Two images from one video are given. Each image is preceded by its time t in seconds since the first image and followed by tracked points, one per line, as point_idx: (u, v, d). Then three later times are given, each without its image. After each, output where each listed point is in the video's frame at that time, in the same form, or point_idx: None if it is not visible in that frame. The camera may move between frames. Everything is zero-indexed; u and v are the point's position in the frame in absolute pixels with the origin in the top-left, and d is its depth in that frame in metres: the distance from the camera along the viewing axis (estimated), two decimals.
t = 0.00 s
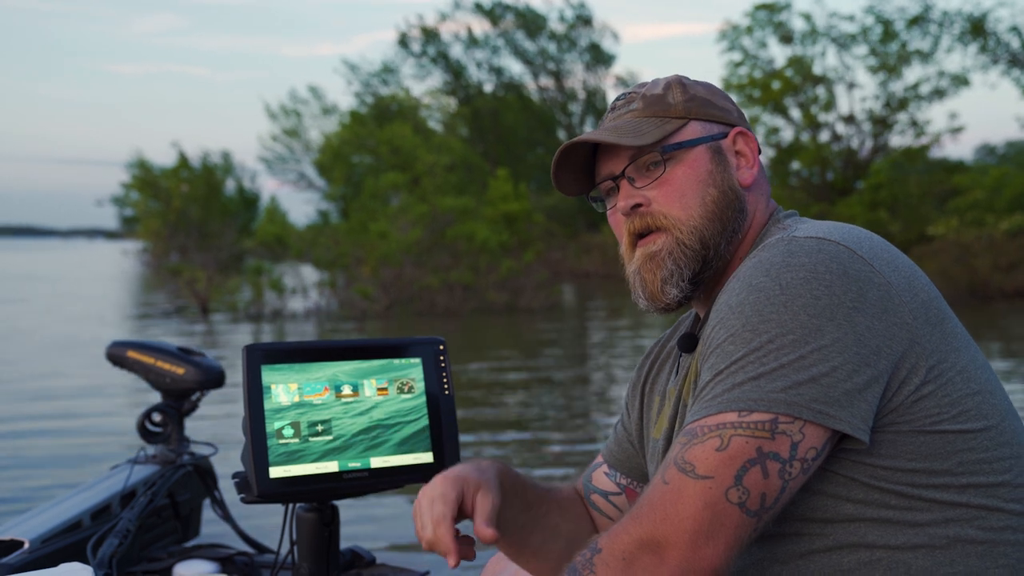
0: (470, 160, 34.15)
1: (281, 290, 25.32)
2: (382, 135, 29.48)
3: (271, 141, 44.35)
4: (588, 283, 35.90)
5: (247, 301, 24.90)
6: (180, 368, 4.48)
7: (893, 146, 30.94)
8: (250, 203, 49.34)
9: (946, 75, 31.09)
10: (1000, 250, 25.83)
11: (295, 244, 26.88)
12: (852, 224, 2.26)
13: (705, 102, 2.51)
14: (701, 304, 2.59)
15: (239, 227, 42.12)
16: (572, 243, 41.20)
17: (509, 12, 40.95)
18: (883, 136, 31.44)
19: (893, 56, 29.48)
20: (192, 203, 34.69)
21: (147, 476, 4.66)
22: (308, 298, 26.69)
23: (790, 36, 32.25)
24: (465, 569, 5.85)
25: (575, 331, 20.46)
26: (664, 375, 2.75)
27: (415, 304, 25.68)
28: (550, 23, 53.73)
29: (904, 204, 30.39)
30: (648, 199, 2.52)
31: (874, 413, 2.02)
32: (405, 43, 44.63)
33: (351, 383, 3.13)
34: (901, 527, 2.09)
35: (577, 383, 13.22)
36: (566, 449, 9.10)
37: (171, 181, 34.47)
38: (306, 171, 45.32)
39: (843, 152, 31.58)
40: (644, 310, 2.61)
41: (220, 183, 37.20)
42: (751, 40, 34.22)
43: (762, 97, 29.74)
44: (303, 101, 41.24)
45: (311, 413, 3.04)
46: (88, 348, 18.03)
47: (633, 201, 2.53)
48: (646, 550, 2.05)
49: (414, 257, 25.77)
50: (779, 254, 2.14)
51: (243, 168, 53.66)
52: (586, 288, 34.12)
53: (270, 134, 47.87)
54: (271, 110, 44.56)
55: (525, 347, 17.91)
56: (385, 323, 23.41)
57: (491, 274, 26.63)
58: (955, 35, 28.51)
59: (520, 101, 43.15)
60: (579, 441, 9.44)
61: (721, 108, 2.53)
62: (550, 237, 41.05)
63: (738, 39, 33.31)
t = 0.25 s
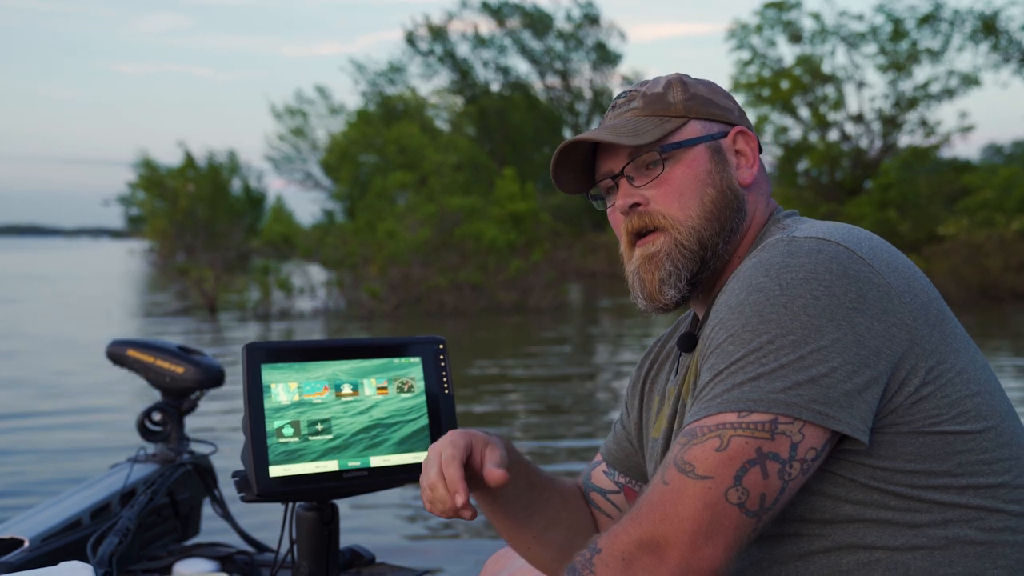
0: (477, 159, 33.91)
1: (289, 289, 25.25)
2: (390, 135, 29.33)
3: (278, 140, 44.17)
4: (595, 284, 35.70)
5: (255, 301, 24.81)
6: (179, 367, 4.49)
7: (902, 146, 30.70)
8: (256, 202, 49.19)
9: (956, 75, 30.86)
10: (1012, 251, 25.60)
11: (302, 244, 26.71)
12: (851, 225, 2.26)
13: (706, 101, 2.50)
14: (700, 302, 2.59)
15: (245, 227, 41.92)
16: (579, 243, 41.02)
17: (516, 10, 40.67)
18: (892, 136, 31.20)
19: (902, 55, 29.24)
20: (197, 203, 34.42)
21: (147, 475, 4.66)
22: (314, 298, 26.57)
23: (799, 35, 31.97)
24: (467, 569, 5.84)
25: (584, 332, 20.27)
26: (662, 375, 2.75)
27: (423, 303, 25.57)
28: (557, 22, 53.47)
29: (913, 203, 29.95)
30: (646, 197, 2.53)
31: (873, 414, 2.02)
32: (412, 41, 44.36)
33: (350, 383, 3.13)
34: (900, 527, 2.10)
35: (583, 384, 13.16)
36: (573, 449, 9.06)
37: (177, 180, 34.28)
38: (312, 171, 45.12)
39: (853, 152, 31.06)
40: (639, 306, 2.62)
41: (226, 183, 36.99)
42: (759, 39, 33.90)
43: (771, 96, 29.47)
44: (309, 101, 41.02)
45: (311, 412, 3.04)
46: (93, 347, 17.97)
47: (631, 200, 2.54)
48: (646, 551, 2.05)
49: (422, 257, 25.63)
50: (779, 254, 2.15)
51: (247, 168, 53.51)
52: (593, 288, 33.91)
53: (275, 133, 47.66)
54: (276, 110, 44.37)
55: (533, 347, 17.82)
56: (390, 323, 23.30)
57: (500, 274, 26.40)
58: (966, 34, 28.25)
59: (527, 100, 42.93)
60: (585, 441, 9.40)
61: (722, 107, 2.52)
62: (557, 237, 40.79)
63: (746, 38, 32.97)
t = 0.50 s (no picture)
0: (485, 159, 33.58)
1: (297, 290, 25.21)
2: (397, 135, 29.16)
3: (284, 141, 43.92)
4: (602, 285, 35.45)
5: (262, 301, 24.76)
6: (175, 369, 4.48)
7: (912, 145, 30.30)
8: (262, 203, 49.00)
9: (966, 74, 30.52)
10: None
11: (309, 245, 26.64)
12: (853, 227, 2.26)
13: (728, 100, 2.49)
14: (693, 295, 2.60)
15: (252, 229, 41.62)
16: (585, 243, 40.80)
17: (522, 10, 40.27)
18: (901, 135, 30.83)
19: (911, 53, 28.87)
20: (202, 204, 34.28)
21: (145, 477, 4.64)
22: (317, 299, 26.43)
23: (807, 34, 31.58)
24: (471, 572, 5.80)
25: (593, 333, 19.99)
26: (663, 374, 2.75)
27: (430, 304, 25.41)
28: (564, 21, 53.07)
29: (923, 204, 29.03)
30: (656, 191, 2.54)
31: (874, 418, 2.02)
32: (418, 41, 43.93)
33: (349, 385, 3.12)
34: (900, 532, 2.09)
35: (589, 385, 13.07)
36: (580, 450, 8.98)
37: (182, 182, 34.03)
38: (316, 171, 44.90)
39: (860, 151, 30.82)
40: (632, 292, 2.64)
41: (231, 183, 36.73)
42: (768, 39, 33.41)
43: (779, 95, 29.14)
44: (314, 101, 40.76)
45: (310, 415, 3.03)
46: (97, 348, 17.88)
47: (642, 191, 2.55)
48: (646, 555, 2.04)
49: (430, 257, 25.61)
50: (781, 258, 2.14)
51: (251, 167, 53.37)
52: (601, 289, 33.62)
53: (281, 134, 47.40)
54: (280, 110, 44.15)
55: (541, 348, 17.68)
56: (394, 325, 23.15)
57: (508, 275, 26.21)
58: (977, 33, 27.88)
59: (533, 100, 42.61)
60: (592, 442, 9.33)
61: (743, 108, 2.51)
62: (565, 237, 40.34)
63: (754, 37, 32.55)
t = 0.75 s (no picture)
0: (491, 163, 33.51)
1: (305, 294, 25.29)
2: (402, 138, 29.01)
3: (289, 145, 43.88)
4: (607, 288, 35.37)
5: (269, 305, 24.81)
6: (169, 374, 4.50)
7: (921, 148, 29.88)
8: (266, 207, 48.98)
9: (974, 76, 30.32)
10: None
11: (316, 248, 26.85)
12: (845, 231, 2.27)
13: (723, 106, 2.53)
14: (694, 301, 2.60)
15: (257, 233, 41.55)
16: (591, 246, 40.61)
17: (528, 13, 40.19)
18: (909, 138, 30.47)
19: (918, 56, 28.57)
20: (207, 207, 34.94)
21: (143, 482, 4.65)
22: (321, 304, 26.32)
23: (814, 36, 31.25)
24: None
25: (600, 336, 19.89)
26: (659, 379, 2.76)
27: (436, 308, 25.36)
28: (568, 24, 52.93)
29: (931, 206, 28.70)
30: (656, 193, 2.54)
31: (866, 422, 2.03)
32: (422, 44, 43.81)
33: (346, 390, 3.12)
34: (894, 535, 2.10)
35: (593, 388, 13.03)
36: (585, 453, 8.95)
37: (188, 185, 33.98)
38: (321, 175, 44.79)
39: (867, 153, 30.37)
40: (634, 300, 2.62)
41: (236, 187, 36.58)
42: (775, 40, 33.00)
43: (785, 98, 28.90)
44: (318, 105, 40.60)
45: (307, 419, 3.03)
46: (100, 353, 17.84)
47: (642, 193, 2.55)
48: (642, 557, 2.05)
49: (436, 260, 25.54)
50: (774, 261, 2.15)
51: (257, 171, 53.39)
52: (606, 293, 33.53)
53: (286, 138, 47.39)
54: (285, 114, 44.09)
55: (548, 352, 17.55)
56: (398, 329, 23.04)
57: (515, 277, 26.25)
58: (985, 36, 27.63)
59: (538, 103, 42.47)
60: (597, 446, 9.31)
61: (738, 115, 2.55)
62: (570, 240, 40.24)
63: (760, 40, 32.19)
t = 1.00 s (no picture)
0: (498, 165, 33.34)
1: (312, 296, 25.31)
2: (410, 140, 28.84)
3: (295, 146, 43.76)
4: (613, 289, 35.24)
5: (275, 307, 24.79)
6: (167, 376, 4.53)
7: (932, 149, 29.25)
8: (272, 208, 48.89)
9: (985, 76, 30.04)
10: None
11: (323, 249, 26.89)
12: (833, 229, 2.29)
13: (727, 104, 2.60)
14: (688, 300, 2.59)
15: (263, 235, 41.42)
16: (598, 248, 40.41)
17: (534, 13, 39.98)
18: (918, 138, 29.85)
19: (927, 55, 28.16)
20: (213, 209, 34.60)
21: (142, 484, 4.67)
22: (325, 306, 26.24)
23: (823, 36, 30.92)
24: None
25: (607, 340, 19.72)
26: (649, 379, 2.78)
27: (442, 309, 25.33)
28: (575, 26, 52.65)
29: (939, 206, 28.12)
30: (667, 180, 2.54)
31: (853, 416, 2.05)
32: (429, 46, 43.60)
33: (346, 392, 3.14)
34: (881, 531, 2.12)
35: (599, 391, 12.98)
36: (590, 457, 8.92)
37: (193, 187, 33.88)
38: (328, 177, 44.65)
39: (877, 154, 29.62)
40: (641, 288, 2.58)
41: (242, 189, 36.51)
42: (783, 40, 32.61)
43: (794, 98, 28.75)
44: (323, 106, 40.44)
45: (306, 421, 3.05)
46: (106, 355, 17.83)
47: (655, 179, 2.54)
48: (632, 552, 2.07)
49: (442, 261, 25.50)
50: (762, 257, 2.17)
51: (264, 173, 53.42)
52: (613, 294, 33.40)
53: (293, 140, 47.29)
54: (292, 116, 44.06)
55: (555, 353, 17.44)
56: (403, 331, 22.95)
57: (523, 279, 26.06)
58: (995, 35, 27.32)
59: (545, 104, 42.25)
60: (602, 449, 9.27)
61: (738, 115, 2.63)
62: (577, 242, 40.02)
63: (768, 40, 31.94)
